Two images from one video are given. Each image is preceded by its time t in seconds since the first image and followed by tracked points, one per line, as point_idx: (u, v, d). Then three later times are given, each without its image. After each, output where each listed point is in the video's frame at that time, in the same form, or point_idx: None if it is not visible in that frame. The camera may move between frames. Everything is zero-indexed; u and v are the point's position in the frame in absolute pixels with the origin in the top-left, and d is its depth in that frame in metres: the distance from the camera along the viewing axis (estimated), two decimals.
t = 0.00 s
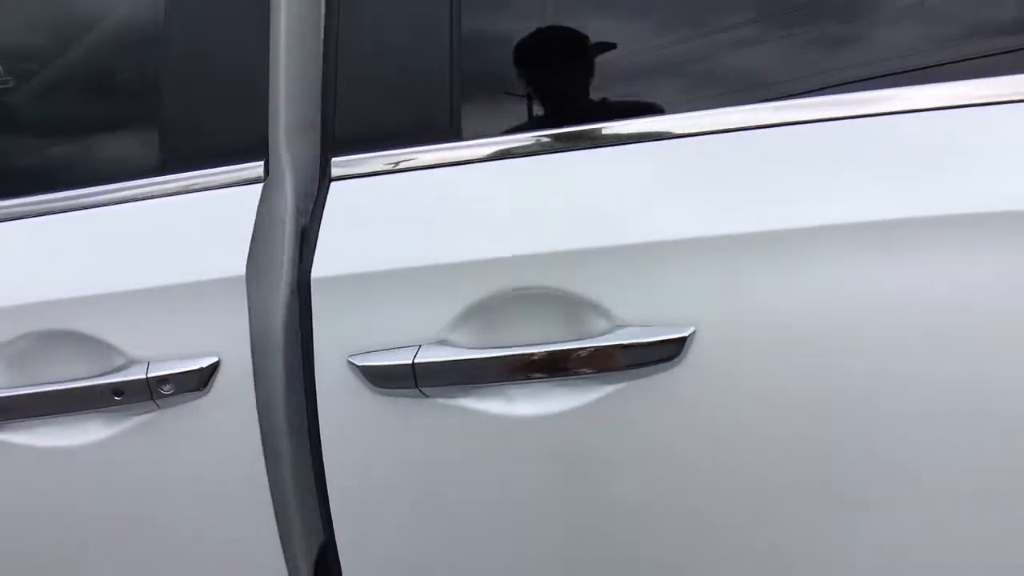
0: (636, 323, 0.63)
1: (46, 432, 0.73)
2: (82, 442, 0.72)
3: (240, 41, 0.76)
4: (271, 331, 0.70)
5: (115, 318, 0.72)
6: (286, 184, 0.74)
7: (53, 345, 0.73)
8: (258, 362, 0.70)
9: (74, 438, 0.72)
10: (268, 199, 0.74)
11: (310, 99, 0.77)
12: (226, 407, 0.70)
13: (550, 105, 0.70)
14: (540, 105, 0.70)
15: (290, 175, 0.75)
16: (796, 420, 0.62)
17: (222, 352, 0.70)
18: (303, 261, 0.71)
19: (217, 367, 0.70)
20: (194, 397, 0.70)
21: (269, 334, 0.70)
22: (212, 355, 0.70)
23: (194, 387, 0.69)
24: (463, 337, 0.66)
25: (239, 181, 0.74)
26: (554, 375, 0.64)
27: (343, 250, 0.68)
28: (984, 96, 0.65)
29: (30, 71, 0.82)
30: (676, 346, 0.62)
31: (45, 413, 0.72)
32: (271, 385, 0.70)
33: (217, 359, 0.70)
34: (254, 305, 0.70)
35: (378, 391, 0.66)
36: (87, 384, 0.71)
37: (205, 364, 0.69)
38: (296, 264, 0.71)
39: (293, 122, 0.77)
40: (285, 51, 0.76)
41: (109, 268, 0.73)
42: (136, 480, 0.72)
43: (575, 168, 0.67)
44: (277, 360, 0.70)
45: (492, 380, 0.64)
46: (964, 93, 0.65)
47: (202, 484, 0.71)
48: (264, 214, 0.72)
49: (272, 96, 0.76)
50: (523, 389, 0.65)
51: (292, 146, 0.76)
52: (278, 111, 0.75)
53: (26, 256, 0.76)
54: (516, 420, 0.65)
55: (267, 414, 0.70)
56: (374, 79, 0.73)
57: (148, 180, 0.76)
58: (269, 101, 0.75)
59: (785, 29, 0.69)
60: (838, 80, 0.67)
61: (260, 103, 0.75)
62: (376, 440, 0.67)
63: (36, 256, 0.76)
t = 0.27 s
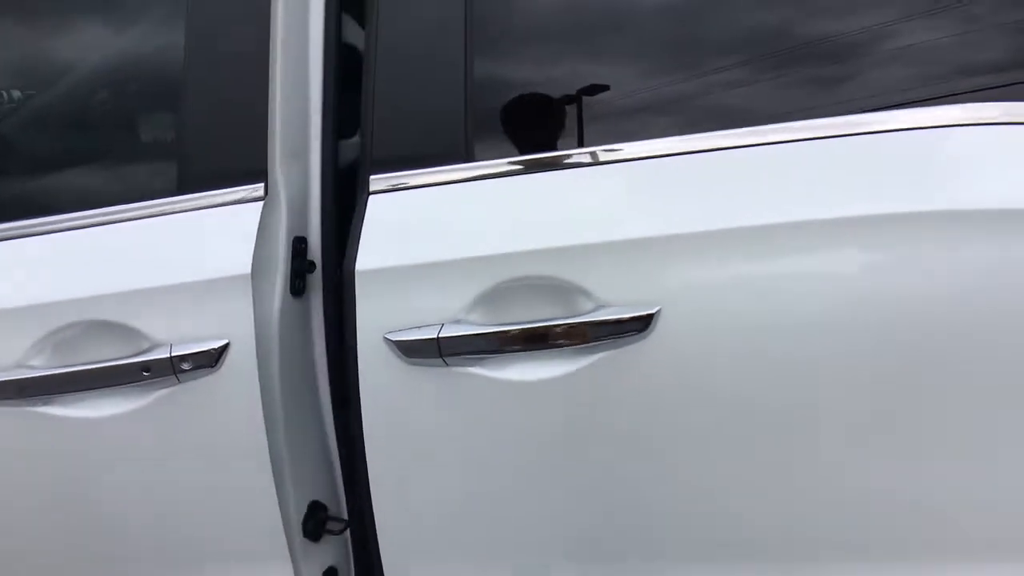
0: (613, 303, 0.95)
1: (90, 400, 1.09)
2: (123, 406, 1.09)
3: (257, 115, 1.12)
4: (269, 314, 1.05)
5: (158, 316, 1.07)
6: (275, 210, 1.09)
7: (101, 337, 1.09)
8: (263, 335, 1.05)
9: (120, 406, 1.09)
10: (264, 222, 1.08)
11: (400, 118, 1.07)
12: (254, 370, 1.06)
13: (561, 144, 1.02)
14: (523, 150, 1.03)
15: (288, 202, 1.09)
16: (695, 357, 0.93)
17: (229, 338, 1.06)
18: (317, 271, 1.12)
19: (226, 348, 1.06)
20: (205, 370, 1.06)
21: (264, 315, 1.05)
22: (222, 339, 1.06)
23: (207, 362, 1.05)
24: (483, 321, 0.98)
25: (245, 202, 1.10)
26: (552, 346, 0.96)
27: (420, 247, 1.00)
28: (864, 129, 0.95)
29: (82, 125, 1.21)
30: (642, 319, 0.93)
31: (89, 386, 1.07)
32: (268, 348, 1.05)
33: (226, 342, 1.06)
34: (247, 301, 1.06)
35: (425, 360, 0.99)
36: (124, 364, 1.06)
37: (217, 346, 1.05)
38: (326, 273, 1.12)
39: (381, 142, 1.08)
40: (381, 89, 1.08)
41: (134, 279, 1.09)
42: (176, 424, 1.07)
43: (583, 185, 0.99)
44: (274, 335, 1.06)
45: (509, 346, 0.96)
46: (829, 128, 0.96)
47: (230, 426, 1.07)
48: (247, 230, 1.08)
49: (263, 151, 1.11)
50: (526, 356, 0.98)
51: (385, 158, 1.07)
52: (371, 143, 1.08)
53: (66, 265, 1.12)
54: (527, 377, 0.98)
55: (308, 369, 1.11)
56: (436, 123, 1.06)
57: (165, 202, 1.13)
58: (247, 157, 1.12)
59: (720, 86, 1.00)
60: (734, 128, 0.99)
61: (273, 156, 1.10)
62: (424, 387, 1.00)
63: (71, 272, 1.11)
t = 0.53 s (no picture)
0: (582, 290, 1.15)
1: (93, 380, 1.27)
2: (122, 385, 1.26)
3: (242, 140, 1.31)
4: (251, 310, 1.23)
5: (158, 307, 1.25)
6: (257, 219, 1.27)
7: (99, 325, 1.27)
8: (248, 325, 1.23)
9: (116, 385, 1.27)
10: (249, 230, 1.27)
11: (407, 132, 1.25)
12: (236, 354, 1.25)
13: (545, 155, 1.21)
14: (495, 164, 1.22)
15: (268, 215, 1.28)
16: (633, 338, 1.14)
17: (219, 326, 1.25)
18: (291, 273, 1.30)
19: (216, 335, 1.24)
20: (198, 353, 1.24)
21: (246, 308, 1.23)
22: (213, 327, 1.25)
23: (200, 346, 1.24)
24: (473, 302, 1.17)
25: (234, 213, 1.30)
26: (535, 323, 1.14)
27: (428, 239, 1.18)
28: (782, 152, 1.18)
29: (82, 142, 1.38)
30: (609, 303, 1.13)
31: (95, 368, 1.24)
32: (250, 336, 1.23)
33: (217, 329, 1.24)
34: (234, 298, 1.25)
35: (425, 335, 1.16)
36: (126, 348, 1.24)
37: (207, 333, 1.24)
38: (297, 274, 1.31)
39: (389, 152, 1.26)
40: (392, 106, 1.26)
41: (131, 274, 1.27)
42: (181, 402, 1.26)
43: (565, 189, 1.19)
44: (254, 327, 1.23)
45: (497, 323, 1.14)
46: (750, 154, 1.18)
47: (222, 401, 1.26)
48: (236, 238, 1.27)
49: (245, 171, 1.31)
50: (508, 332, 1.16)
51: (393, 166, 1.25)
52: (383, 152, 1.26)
53: (72, 263, 1.30)
54: (509, 351, 1.16)
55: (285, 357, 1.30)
56: (439, 136, 1.24)
57: (162, 210, 1.32)
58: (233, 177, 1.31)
59: (667, 116, 1.21)
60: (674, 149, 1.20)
61: (256, 173, 1.28)
62: (419, 360, 1.18)
63: (76, 268, 1.29)
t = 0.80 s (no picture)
0: (565, 280, 1.30)
1: (93, 356, 1.44)
2: (120, 361, 1.44)
3: (231, 148, 1.50)
4: (232, 301, 1.43)
5: (158, 292, 1.44)
6: (240, 219, 1.46)
7: (104, 307, 1.44)
8: (231, 316, 1.42)
9: (115, 361, 1.44)
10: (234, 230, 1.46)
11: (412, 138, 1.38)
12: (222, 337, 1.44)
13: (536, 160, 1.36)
14: (488, 168, 1.36)
15: (250, 217, 1.47)
16: (594, 327, 1.31)
17: (208, 310, 1.43)
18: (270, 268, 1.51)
19: (203, 319, 1.43)
20: (188, 334, 1.43)
21: (230, 300, 1.43)
22: (201, 312, 1.43)
23: (190, 328, 1.42)
24: (471, 287, 1.31)
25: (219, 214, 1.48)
26: (526, 306, 1.29)
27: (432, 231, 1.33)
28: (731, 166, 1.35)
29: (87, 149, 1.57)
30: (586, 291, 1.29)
31: (96, 346, 1.42)
32: (233, 326, 1.43)
33: (204, 314, 1.43)
34: (220, 288, 1.44)
35: (431, 316, 1.30)
36: (125, 329, 1.41)
37: (195, 317, 1.43)
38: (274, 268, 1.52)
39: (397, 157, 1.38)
40: (400, 115, 1.38)
41: (130, 264, 1.45)
42: (181, 378, 1.44)
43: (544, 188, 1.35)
44: (236, 314, 1.42)
45: (492, 306, 1.29)
46: (716, 166, 1.35)
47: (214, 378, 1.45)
48: (220, 235, 1.46)
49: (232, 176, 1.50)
50: (500, 314, 1.31)
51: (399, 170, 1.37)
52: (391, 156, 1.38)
53: (74, 253, 1.47)
54: (502, 332, 1.31)
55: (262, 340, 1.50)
56: (440, 143, 1.37)
57: (157, 210, 1.50)
58: (222, 181, 1.50)
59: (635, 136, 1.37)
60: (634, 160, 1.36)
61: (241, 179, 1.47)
62: (418, 340, 1.32)
63: (80, 259, 1.46)
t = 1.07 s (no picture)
0: (558, 280, 1.44)
1: (104, 345, 1.60)
2: (130, 350, 1.60)
3: (234, 164, 1.67)
4: (232, 300, 1.60)
5: (169, 290, 1.60)
6: (239, 226, 1.65)
7: (119, 303, 1.61)
8: (229, 313, 1.60)
9: (126, 350, 1.60)
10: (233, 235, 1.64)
11: (423, 155, 1.52)
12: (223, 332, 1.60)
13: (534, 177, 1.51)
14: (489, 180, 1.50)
15: (248, 224, 1.66)
16: (578, 327, 1.44)
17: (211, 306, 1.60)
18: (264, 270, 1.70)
19: (204, 314, 1.60)
20: (191, 327, 1.59)
21: (229, 299, 1.60)
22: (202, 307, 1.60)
23: (193, 322, 1.59)
24: (474, 286, 1.44)
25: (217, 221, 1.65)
26: (523, 304, 1.43)
27: (440, 236, 1.46)
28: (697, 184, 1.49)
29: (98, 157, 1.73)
30: (575, 291, 1.43)
31: (109, 336, 1.58)
32: (231, 323, 1.60)
33: (205, 309, 1.60)
34: (221, 287, 1.60)
35: (438, 311, 1.43)
36: (135, 321, 1.58)
37: (197, 313, 1.59)
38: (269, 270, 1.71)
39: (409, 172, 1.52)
40: (414, 135, 1.53)
41: (139, 264, 1.61)
42: (190, 368, 1.60)
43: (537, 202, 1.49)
44: (233, 311, 1.60)
45: (493, 304, 1.43)
46: (698, 183, 1.49)
47: (217, 369, 1.60)
48: (220, 240, 1.63)
49: (233, 188, 1.66)
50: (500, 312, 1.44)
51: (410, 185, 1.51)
52: (404, 171, 1.52)
53: (88, 255, 1.64)
54: (501, 327, 1.44)
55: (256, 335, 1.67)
56: (447, 161, 1.51)
57: (163, 216, 1.67)
58: (225, 192, 1.67)
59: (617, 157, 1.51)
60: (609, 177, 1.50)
61: (241, 191, 1.66)
62: (422, 336, 1.44)
63: (94, 259, 1.63)
